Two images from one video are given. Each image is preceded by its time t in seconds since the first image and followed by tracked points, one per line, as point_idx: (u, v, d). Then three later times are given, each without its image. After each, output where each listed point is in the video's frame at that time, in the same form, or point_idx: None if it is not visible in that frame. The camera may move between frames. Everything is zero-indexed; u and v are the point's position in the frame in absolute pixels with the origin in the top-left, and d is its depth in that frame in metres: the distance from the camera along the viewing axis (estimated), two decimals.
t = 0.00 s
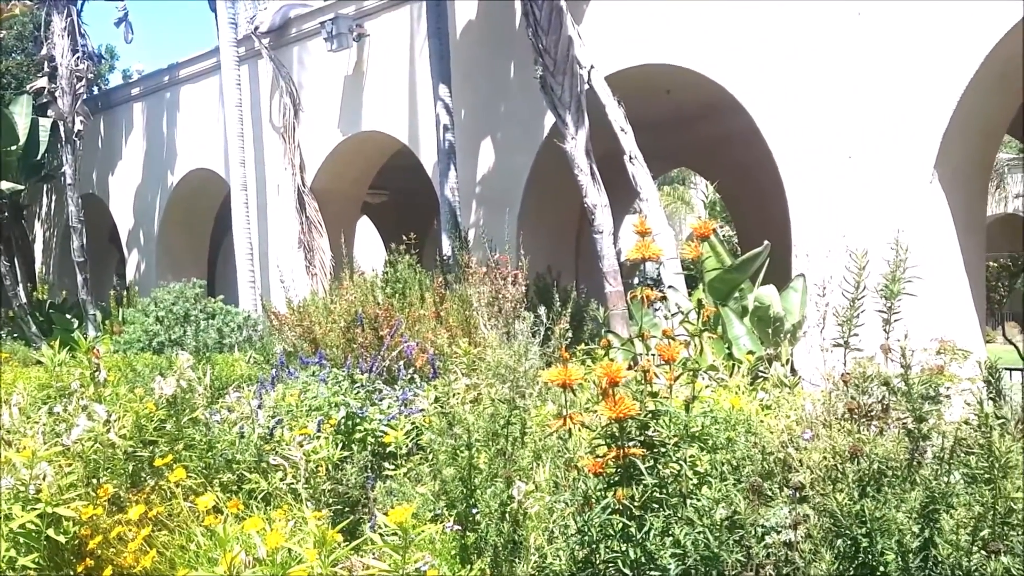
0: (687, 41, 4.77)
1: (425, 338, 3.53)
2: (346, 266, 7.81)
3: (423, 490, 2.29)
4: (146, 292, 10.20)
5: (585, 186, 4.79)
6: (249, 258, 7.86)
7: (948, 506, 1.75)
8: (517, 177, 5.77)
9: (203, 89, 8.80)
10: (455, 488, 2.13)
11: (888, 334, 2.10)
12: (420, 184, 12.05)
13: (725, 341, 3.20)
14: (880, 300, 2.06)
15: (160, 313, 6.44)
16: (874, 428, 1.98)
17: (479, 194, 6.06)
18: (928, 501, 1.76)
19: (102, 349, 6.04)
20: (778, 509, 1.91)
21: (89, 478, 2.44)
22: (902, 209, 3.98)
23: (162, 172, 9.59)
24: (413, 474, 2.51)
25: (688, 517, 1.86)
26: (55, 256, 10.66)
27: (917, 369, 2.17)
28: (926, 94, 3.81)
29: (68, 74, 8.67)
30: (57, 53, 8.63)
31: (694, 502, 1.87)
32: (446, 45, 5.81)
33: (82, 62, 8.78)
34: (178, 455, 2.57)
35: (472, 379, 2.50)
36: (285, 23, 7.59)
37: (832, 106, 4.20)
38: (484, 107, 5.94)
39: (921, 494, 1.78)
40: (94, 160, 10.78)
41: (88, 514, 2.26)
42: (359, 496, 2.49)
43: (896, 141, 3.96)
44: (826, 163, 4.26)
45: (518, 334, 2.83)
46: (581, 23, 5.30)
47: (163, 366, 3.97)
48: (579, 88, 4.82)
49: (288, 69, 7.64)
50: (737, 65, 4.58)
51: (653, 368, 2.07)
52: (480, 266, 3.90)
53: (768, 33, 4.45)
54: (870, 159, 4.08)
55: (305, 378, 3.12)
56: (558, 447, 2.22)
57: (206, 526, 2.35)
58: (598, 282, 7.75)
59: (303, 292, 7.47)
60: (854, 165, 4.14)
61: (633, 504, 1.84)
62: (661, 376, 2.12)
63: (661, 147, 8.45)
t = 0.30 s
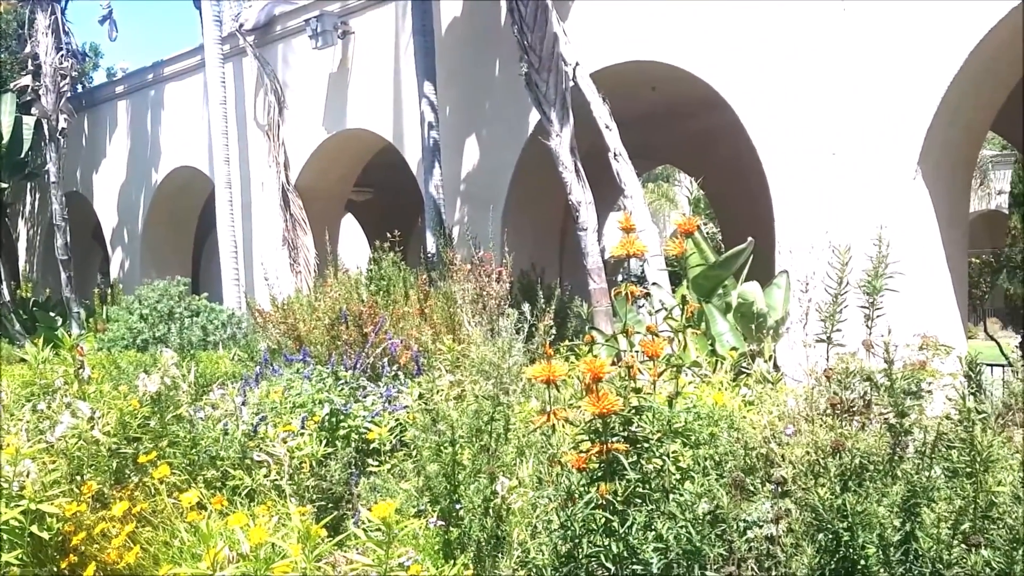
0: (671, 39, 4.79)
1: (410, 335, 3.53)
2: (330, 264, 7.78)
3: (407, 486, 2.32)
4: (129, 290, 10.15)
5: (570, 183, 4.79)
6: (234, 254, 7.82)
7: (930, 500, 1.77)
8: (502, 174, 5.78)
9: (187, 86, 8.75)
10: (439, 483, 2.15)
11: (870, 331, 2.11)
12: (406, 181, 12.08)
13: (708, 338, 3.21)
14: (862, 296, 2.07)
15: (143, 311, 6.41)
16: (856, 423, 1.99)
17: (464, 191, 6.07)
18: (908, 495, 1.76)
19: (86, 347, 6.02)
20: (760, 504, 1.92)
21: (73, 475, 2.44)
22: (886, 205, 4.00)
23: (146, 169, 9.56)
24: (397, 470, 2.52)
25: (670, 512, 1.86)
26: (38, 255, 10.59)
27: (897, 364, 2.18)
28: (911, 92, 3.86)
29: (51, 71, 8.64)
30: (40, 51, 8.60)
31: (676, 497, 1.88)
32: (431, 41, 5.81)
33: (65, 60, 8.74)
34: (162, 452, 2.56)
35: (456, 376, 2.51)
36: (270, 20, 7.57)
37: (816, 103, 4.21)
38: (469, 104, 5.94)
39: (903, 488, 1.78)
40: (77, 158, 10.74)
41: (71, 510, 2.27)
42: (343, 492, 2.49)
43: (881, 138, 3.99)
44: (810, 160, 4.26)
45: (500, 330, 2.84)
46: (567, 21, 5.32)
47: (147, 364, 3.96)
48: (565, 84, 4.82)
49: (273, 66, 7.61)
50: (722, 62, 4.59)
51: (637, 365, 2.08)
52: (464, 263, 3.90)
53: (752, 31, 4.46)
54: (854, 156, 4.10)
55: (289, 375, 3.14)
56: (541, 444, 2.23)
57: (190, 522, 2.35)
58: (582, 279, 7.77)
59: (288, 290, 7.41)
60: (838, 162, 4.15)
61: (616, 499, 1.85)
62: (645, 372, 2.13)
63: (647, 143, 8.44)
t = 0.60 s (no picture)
0: (653, 34, 4.79)
1: (388, 330, 3.49)
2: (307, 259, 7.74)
3: (386, 482, 2.30)
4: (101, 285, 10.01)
5: (550, 178, 4.76)
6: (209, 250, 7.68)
7: (911, 494, 1.77)
8: (481, 169, 5.75)
9: (161, 79, 8.61)
10: (418, 479, 2.12)
11: (851, 325, 2.09)
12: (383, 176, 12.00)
13: (690, 334, 3.16)
14: (842, 291, 2.06)
15: (116, 306, 6.31)
16: (837, 418, 1.99)
17: (443, 186, 6.04)
18: (889, 490, 1.76)
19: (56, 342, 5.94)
20: (741, 499, 1.92)
21: (44, 471, 2.39)
22: (865, 201, 4.02)
23: (118, 163, 9.43)
24: (376, 466, 2.50)
25: (652, 507, 1.85)
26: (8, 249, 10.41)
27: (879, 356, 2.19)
28: (892, 89, 3.88)
29: (23, 63, 8.46)
30: (11, 42, 8.44)
31: (657, 492, 1.87)
32: (409, 35, 5.77)
33: (37, 51, 8.60)
34: (136, 448, 2.51)
35: (437, 370, 2.49)
36: (245, 13, 7.52)
37: (797, 99, 4.22)
38: (449, 99, 5.91)
39: (884, 483, 1.79)
40: (49, 151, 10.56)
41: (42, 507, 2.21)
42: (321, 489, 2.45)
43: (864, 133, 4.00)
44: (791, 157, 4.27)
45: (481, 325, 2.81)
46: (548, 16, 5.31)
47: (120, 359, 3.90)
48: (544, 80, 4.79)
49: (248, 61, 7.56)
50: (704, 58, 4.59)
51: (618, 360, 2.05)
52: (444, 258, 3.86)
53: (732, 27, 4.47)
54: (834, 152, 4.11)
55: (265, 370, 3.10)
56: (521, 439, 2.22)
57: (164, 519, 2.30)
58: (561, 274, 7.77)
59: (264, 285, 7.36)
60: (818, 158, 4.17)
61: (597, 495, 1.84)
62: (626, 368, 2.11)
63: (625, 138, 8.45)
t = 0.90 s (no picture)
0: (618, 29, 4.81)
1: (354, 326, 3.48)
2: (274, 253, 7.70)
3: (351, 480, 2.30)
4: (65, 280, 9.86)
5: (517, 172, 4.75)
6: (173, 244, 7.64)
7: (869, 488, 1.79)
8: (449, 163, 5.74)
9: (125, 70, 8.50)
10: (384, 476, 2.11)
11: (811, 320, 2.10)
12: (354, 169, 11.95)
13: (656, 330, 3.21)
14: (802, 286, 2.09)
15: (80, 301, 6.23)
16: (798, 411, 2.02)
17: (411, 179, 6.02)
18: (847, 484, 1.79)
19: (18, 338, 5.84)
20: (703, 493, 1.92)
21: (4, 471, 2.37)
22: (829, 197, 4.06)
23: (82, 156, 9.28)
24: (342, 464, 2.49)
25: (615, 503, 1.87)
26: None
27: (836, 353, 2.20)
28: (855, 85, 3.94)
29: None
30: None
31: (621, 488, 1.89)
32: (377, 27, 5.74)
33: None
34: (98, 447, 2.53)
35: (402, 367, 2.48)
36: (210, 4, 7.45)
37: (761, 95, 4.25)
38: (417, 92, 5.89)
39: (842, 476, 1.81)
40: (12, 143, 10.39)
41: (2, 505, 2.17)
42: (286, 487, 2.44)
43: (827, 128, 4.04)
44: (756, 152, 4.28)
45: (446, 322, 2.82)
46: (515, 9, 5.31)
47: (81, 356, 3.85)
48: (512, 73, 4.81)
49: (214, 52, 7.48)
50: (669, 53, 4.61)
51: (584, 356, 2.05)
52: (410, 254, 3.86)
53: (696, 17, 4.49)
54: (800, 148, 4.13)
55: (230, 368, 3.06)
56: (487, 435, 2.25)
57: (127, 518, 2.28)
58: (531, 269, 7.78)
59: (228, 280, 7.31)
60: (784, 153, 4.18)
61: (561, 491, 1.84)
62: (591, 364, 2.12)
63: (594, 133, 8.49)
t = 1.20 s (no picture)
0: (573, 26, 4.84)
1: (312, 321, 3.42)
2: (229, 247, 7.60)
3: (308, 475, 2.27)
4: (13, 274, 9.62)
5: (475, 167, 4.75)
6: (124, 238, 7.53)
7: (813, 475, 1.87)
8: (406, 157, 5.71)
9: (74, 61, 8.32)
10: (341, 472, 2.10)
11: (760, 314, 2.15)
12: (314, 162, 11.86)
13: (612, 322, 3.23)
14: (751, 279, 2.14)
15: (29, 298, 6.18)
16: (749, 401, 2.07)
17: (368, 173, 5.97)
18: (793, 471, 1.85)
19: None
20: (658, 483, 2.00)
21: None
22: (777, 193, 4.12)
23: (32, 148, 9.05)
24: (299, 460, 2.46)
25: (572, 495, 1.87)
26: None
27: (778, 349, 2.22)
28: (802, 83, 4.01)
29: None
30: None
31: (577, 480, 1.90)
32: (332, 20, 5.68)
33: None
34: (46, 444, 2.56)
35: (360, 362, 2.49)
36: None
37: (713, 92, 4.30)
38: (374, 85, 5.85)
39: (787, 464, 1.87)
40: None
41: None
42: (240, 484, 2.43)
43: (776, 126, 4.10)
44: (708, 148, 4.33)
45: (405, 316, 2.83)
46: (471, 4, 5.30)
47: (29, 353, 3.79)
48: (468, 68, 4.79)
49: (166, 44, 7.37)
50: (623, 50, 4.65)
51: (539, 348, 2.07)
52: (368, 248, 3.88)
53: (649, 14, 4.53)
54: (750, 144, 4.18)
55: (183, 363, 3.00)
56: (445, 429, 2.20)
57: (77, 517, 2.26)
58: (489, 263, 7.79)
59: (182, 275, 7.23)
60: (735, 150, 4.23)
61: (517, 483, 1.86)
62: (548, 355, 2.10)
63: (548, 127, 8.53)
